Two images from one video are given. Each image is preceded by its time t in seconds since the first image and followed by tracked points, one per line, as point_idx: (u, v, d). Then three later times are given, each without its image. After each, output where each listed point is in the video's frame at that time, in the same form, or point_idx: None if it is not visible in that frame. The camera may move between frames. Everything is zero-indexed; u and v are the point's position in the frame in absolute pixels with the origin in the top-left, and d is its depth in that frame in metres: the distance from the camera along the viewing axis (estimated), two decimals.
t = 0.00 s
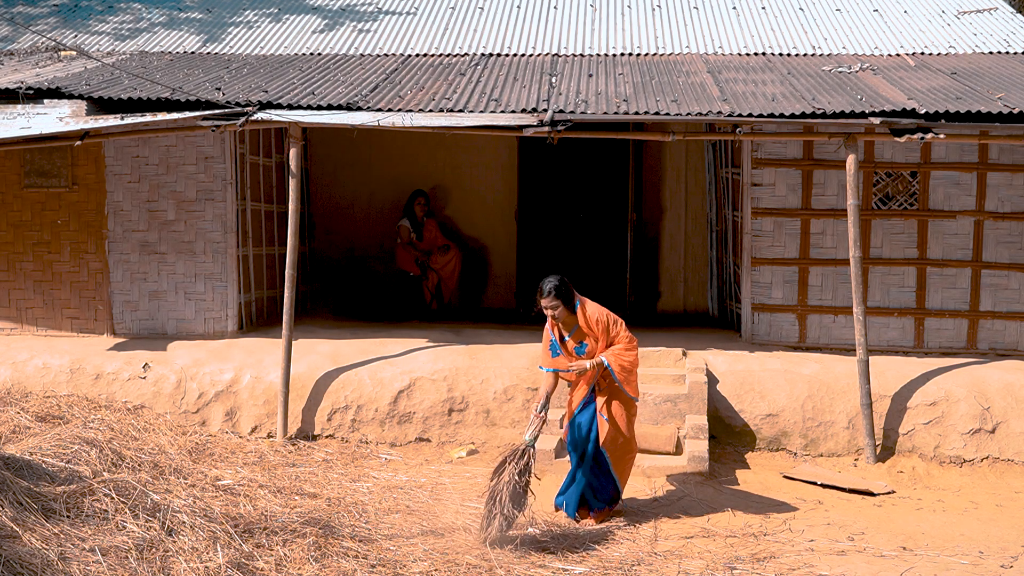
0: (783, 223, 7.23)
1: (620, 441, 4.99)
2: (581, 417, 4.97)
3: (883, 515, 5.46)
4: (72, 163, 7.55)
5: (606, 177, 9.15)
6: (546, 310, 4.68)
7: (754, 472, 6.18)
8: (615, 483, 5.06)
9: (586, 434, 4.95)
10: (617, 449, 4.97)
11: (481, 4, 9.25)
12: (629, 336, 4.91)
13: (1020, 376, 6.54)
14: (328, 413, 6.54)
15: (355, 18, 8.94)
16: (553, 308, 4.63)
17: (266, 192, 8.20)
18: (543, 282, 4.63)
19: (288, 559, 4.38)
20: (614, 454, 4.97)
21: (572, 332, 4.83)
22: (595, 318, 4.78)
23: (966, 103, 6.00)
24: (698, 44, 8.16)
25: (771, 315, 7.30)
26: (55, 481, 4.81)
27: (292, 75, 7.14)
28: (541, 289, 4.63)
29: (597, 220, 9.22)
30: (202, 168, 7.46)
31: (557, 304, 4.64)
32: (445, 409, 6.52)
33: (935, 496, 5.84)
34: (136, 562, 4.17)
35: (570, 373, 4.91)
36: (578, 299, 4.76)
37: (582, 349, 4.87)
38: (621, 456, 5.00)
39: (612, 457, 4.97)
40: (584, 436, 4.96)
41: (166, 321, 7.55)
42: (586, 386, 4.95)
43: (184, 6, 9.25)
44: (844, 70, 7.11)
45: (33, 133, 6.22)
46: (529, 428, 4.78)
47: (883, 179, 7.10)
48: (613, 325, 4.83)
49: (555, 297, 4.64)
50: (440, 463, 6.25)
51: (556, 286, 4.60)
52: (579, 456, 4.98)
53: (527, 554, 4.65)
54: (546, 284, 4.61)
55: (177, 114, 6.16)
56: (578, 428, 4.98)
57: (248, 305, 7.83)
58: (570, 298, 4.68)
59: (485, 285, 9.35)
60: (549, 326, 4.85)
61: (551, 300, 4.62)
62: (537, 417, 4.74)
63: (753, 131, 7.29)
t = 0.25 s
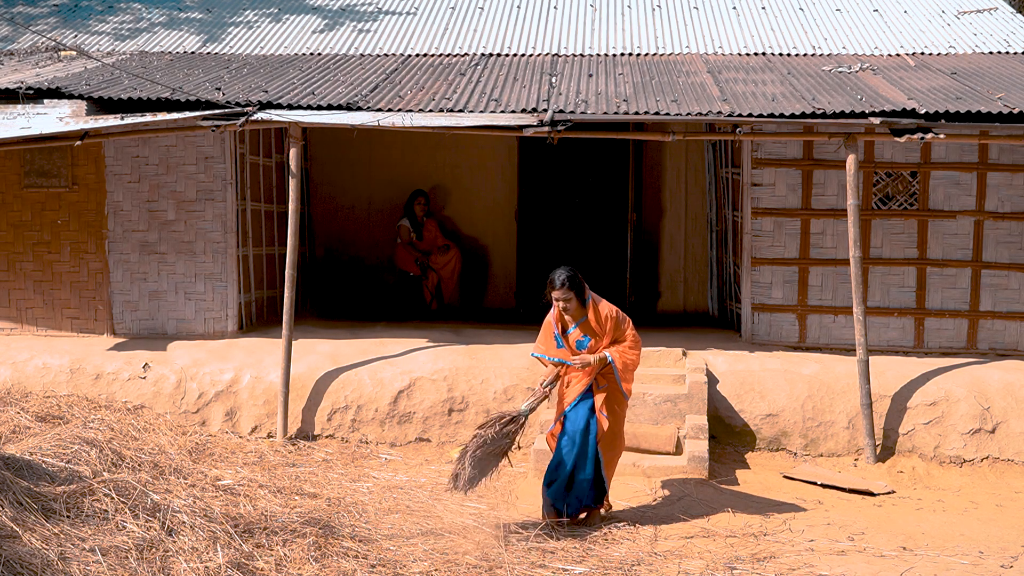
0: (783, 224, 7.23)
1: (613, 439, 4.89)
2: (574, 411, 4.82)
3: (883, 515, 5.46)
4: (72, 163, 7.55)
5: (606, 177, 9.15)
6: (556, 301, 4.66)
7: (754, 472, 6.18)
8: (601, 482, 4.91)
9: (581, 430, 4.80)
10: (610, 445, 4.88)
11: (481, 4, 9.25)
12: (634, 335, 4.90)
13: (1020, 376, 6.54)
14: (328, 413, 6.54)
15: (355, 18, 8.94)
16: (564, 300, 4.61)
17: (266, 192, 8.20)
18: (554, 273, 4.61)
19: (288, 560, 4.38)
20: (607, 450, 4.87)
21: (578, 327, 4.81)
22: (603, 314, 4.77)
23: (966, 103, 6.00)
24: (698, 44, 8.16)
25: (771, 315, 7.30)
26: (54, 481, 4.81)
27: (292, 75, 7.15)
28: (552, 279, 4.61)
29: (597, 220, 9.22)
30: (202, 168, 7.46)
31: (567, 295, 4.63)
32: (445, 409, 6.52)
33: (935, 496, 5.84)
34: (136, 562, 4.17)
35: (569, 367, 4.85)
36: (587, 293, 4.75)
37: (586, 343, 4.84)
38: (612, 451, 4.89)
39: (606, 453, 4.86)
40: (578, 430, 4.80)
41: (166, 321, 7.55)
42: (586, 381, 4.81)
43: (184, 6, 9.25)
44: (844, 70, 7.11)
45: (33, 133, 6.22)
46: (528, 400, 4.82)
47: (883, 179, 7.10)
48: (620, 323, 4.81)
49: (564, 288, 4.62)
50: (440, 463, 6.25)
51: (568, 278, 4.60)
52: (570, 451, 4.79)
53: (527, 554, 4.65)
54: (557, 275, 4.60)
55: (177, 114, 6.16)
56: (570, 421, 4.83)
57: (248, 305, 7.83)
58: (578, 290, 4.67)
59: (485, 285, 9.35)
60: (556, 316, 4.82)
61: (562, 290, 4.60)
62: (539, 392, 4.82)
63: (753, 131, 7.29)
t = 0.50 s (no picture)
0: (783, 223, 7.23)
1: (614, 444, 4.88)
2: (575, 419, 4.80)
3: (883, 515, 5.46)
4: (72, 163, 7.55)
5: (606, 176, 9.15)
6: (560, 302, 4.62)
7: (754, 472, 6.19)
8: (608, 490, 4.93)
9: (584, 438, 4.79)
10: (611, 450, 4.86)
11: (481, 4, 9.25)
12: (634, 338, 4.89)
13: (1020, 376, 6.54)
14: (328, 413, 6.54)
15: (355, 18, 8.94)
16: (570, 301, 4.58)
17: (266, 192, 8.20)
18: (558, 274, 4.58)
19: (288, 559, 4.38)
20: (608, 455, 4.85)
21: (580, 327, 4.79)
22: (606, 316, 4.74)
23: (966, 103, 6.00)
24: (698, 44, 8.16)
25: (771, 315, 7.30)
26: (55, 481, 4.81)
27: (292, 75, 7.15)
28: (558, 278, 4.58)
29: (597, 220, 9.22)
30: (202, 168, 7.46)
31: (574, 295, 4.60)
32: (445, 409, 6.52)
33: (935, 496, 5.84)
34: (136, 562, 4.17)
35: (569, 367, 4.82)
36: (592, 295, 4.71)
37: (587, 344, 4.80)
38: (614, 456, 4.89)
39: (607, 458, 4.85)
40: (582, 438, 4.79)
41: (166, 321, 7.55)
42: (586, 384, 4.80)
43: (184, 6, 9.25)
44: (844, 70, 7.11)
45: (33, 133, 6.22)
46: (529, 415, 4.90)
47: (883, 179, 7.10)
48: (623, 326, 4.79)
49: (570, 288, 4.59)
50: (440, 463, 6.25)
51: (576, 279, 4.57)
52: (578, 462, 4.78)
53: (527, 554, 4.65)
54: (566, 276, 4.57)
55: (177, 114, 6.16)
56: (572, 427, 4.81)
57: (248, 304, 7.84)
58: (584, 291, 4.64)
59: (485, 285, 9.35)
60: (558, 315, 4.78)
61: (568, 290, 4.56)
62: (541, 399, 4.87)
63: (753, 131, 7.29)
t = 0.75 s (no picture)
0: (783, 223, 7.23)
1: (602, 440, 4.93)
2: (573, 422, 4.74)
3: (883, 515, 5.46)
4: (72, 163, 7.55)
5: (606, 176, 9.15)
6: (575, 307, 4.57)
7: (754, 472, 6.19)
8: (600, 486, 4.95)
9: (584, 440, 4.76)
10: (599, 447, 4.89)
11: (481, 4, 9.25)
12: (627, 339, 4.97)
13: (1020, 376, 6.54)
14: (328, 413, 6.54)
15: (355, 18, 8.94)
16: (587, 306, 4.53)
17: (266, 192, 8.20)
18: (576, 278, 4.54)
19: (288, 559, 4.38)
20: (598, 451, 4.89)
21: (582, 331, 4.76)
22: (610, 319, 4.77)
23: (966, 103, 6.00)
24: (698, 44, 8.16)
25: (771, 315, 7.30)
26: (55, 480, 4.81)
27: (292, 75, 7.15)
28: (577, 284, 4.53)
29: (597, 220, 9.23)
30: (202, 168, 7.46)
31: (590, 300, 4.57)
32: (445, 409, 6.52)
33: (936, 496, 5.84)
34: (136, 562, 4.17)
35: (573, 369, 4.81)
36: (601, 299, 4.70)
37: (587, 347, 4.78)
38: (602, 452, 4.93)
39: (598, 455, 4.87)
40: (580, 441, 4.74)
41: (166, 321, 7.55)
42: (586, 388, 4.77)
43: (184, 6, 9.25)
44: (844, 70, 7.11)
45: (33, 133, 6.22)
46: (542, 428, 4.69)
47: (883, 179, 7.10)
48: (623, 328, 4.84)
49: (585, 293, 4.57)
50: (440, 463, 6.25)
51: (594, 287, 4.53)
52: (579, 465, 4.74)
53: (527, 554, 4.64)
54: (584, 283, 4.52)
55: (177, 114, 6.16)
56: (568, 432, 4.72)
57: (248, 305, 7.84)
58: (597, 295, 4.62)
59: (485, 285, 9.35)
60: (565, 320, 4.70)
61: (587, 295, 4.53)
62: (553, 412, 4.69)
63: (753, 131, 7.29)
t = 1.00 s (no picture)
0: (783, 223, 7.23)
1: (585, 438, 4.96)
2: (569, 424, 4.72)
3: (883, 515, 5.46)
4: (72, 163, 7.55)
5: (606, 176, 9.15)
6: (591, 303, 4.47)
7: (754, 472, 6.19)
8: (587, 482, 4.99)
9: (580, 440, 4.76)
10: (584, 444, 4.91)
11: (481, 4, 9.25)
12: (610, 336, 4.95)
13: (1020, 376, 6.54)
14: (328, 413, 6.54)
15: (355, 18, 8.94)
16: (603, 302, 4.46)
17: (266, 192, 8.20)
18: (592, 274, 4.45)
19: (288, 559, 4.38)
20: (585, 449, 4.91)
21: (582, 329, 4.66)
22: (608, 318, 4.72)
23: (966, 103, 6.00)
24: (698, 44, 8.16)
25: (771, 315, 7.30)
26: (55, 480, 4.82)
27: (292, 75, 7.15)
28: (594, 280, 4.44)
29: (597, 220, 9.22)
30: (202, 168, 7.46)
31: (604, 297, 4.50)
32: (445, 409, 6.52)
33: (935, 496, 5.84)
34: (136, 562, 4.17)
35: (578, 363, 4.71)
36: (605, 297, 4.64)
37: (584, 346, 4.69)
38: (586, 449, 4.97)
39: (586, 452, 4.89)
40: (575, 440, 4.71)
41: (166, 321, 7.55)
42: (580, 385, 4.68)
43: (184, 6, 9.25)
44: (844, 70, 7.11)
45: (33, 133, 6.22)
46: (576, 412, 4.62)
47: (883, 179, 7.10)
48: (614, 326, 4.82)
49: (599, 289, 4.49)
50: (440, 463, 6.25)
51: (612, 284, 4.43)
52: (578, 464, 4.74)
53: (527, 554, 4.64)
54: (603, 281, 4.42)
55: (177, 114, 6.16)
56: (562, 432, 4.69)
57: (248, 305, 7.84)
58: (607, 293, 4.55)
59: (485, 285, 9.35)
60: (572, 317, 4.56)
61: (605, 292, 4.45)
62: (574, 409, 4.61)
63: (753, 131, 7.29)
